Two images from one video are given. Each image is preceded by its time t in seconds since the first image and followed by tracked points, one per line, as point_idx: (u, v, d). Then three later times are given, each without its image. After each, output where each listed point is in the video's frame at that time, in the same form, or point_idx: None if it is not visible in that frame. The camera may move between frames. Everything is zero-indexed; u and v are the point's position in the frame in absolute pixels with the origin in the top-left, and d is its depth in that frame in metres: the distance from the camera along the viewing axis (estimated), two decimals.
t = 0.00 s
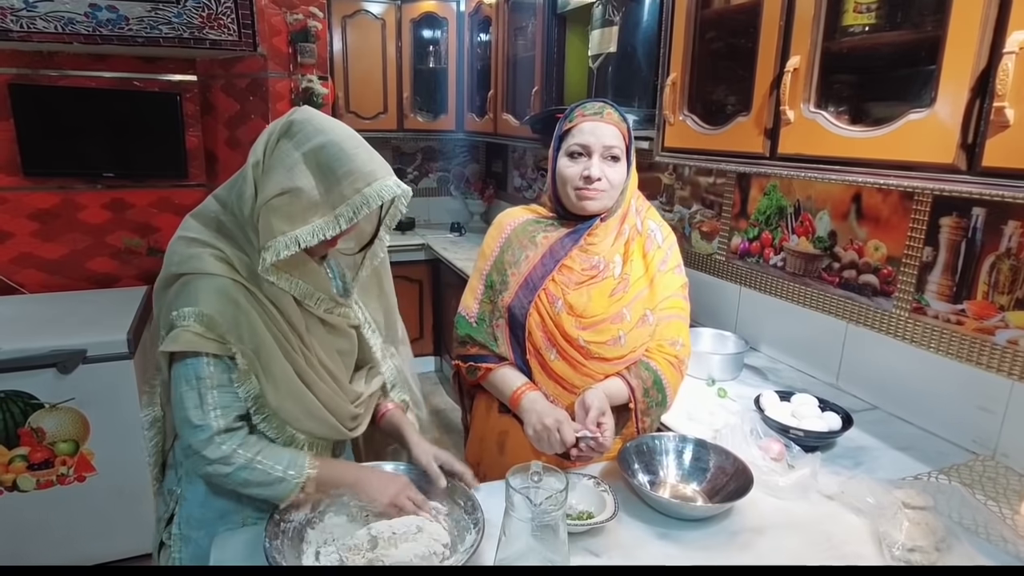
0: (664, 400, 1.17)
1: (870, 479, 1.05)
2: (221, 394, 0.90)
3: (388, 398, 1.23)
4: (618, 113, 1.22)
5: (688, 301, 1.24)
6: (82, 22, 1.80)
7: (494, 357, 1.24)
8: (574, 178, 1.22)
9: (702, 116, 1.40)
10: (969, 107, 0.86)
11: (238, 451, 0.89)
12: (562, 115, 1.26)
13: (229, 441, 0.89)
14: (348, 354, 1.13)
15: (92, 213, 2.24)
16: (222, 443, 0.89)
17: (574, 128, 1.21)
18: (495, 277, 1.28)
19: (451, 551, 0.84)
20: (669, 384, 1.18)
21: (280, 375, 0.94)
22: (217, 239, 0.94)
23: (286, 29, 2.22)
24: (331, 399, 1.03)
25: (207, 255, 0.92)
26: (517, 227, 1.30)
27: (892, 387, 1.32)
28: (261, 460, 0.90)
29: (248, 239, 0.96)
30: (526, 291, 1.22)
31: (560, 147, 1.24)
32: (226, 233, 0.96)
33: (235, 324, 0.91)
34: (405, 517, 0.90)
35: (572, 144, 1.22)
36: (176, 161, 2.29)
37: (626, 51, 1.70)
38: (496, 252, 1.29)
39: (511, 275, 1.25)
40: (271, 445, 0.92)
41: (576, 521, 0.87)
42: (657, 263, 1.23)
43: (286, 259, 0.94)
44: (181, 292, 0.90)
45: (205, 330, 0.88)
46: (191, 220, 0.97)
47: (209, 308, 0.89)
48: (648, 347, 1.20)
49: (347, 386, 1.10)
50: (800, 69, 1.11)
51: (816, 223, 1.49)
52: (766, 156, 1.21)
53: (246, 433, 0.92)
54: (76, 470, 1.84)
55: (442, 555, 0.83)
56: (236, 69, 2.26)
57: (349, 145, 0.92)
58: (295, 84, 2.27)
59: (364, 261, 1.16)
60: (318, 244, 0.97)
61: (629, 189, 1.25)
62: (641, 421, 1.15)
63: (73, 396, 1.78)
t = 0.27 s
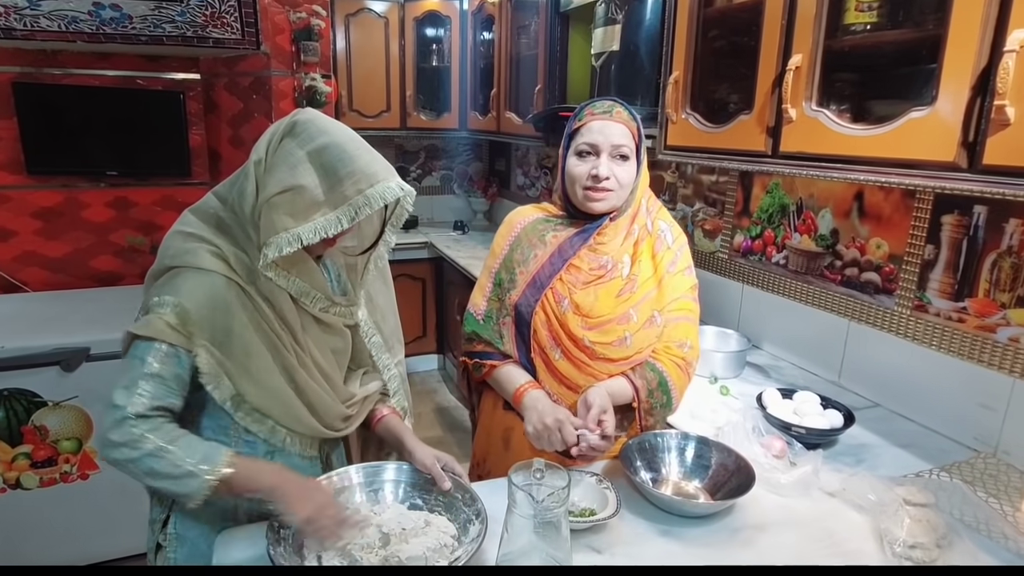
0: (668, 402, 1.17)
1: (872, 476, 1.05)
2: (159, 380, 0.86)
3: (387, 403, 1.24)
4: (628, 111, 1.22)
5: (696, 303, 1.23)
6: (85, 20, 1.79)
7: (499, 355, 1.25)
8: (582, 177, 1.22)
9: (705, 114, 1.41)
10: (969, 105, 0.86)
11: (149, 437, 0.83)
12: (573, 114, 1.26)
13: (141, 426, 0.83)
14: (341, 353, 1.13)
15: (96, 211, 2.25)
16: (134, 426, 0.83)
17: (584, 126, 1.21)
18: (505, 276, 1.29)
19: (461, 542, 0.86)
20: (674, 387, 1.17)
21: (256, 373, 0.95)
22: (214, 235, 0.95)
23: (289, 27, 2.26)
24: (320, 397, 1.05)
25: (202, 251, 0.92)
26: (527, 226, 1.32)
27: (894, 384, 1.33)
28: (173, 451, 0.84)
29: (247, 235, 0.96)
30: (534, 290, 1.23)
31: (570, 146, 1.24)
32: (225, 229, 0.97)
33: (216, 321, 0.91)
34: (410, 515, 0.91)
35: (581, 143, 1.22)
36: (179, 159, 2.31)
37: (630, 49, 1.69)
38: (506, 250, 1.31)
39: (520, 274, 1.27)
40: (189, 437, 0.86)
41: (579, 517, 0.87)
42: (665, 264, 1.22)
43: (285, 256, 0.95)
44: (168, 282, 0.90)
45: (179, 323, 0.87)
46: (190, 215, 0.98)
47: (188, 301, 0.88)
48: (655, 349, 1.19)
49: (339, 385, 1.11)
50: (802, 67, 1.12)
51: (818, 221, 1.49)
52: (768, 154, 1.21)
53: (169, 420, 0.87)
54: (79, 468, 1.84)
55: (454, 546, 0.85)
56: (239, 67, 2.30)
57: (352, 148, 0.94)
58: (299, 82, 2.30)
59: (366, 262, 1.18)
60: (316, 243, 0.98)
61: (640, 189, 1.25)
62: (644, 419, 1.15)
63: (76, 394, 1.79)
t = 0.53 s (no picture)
0: (676, 406, 1.16)
1: (874, 475, 1.05)
2: (199, 384, 0.88)
3: (388, 402, 1.24)
4: (635, 111, 1.21)
5: (705, 304, 1.20)
6: (90, 20, 1.80)
7: (499, 351, 1.28)
8: (590, 177, 1.21)
9: (708, 114, 1.41)
10: (971, 105, 0.87)
11: (207, 443, 0.86)
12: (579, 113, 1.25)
13: (196, 434, 0.86)
14: (343, 352, 1.15)
15: (100, 210, 2.26)
16: (190, 435, 0.86)
17: (591, 126, 1.20)
18: (510, 276, 1.30)
19: (463, 538, 0.87)
20: (682, 389, 1.16)
21: (276, 368, 0.97)
22: (221, 233, 0.97)
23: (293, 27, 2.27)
24: (324, 395, 1.05)
25: (210, 246, 0.94)
26: (533, 226, 1.32)
27: (897, 384, 1.33)
28: (229, 456, 0.87)
29: (252, 234, 0.98)
30: (538, 290, 1.24)
31: (577, 146, 1.23)
32: (230, 227, 0.99)
33: (236, 315, 0.92)
34: (412, 512, 0.93)
35: (589, 143, 1.20)
36: (184, 158, 2.32)
37: (632, 49, 1.71)
38: (512, 250, 1.32)
39: (525, 274, 1.27)
40: (241, 441, 0.89)
41: (582, 516, 0.88)
42: (672, 265, 1.20)
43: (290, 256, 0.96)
44: (179, 280, 0.91)
45: (202, 319, 0.89)
46: (195, 213, 0.99)
47: (206, 298, 0.89)
48: (662, 352, 1.17)
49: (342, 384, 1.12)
50: (804, 67, 1.12)
51: (821, 220, 1.49)
52: (770, 154, 1.22)
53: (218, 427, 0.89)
54: (83, 467, 1.86)
55: (456, 541, 0.86)
56: (244, 66, 2.30)
57: (357, 151, 0.95)
58: (303, 81, 2.31)
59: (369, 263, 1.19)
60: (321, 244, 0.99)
61: (646, 189, 1.23)
62: (650, 422, 1.15)
63: (80, 393, 1.81)
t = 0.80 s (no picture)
0: (675, 399, 1.18)
1: (875, 473, 1.06)
2: (244, 378, 0.92)
3: (389, 399, 1.24)
4: (625, 106, 1.22)
5: (698, 298, 1.23)
6: (91, 17, 1.81)
7: (490, 351, 1.27)
8: (580, 173, 1.21)
9: (710, 112, 1.42)
10: (972, 103, 0.87)
11: (272, 435, 0.92)
12: (567, 110, 1.26)
13: (262, 425, 0.92)
14: (342, 349, 1.16)
15: (102, 208, 2.27)
16: (256, 426, 0.91)
17: (580, 123, 1.21)
18: (503, 275, 1.30)
19: (465, 538, 0.86)
20: (681, 383, 1.18)
21: (292, 365, 0.98)
22: (221, 231, 0.98)
23: (296, 25, 2.32)
24: (326, 392, 1.06)
25: (209, 246, 0.95)
26: (526, 225, 1.31)
27: (898, 381, 1.33)
28: (295, 446, 0.93)
29: (250, 231, 0.98)
30: (533, 287, 1.24)
31: (568, 143, 1.24)
32: (228, 225, 0.99)
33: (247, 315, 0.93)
34: (416, 510, 0.91)
35: (579, 139, 1.21)
36: (186, 156, 2.33)
37: (634, 48, 1.71)
38: (505, 249, 1.32)
39: (518, 273, 1.27)
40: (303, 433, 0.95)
41: (584, 514, 0.89)
42: (665, 260, 1.21)
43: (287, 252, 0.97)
44: (182, 282, 0.92)
45: (219, 319, 0.91)
46: (192, 213, 1.00)
47: (214, 299, 0.91)
48: (659, 344, 1.19)
49: (342, 381, 1.13)
50: (806, 66, 1.13)
51: (823, 219, 1.50)
52: (772, 152, 1.22)
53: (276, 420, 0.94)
54: (85, 465, 1.88)
55: (458, 541, 0.84)
56: (246, 64, 2.34)
57: (352, 147, 0.96)
58: (304, 79, 2.37)
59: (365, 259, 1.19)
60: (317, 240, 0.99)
61: (637, 183, 1.24)
62: (653, 418, 1.16)
63: (83, 390, 1.82)
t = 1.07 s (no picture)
0: (674, 395, 1.19)
1: (878, 473, 1.06)
2: (198, 380, 0.89)
3: (391, 400, 1.24)
4: (609, 104, 1.21)
5: (691, 292, 1.25)
6: (96, 17, 1.80)
7: (488, 354, 1.24)
8: (569, 174, 1.21)
9: (713, 112, 1.42)
10: (975, 105, 0.88)
11: (207, 439, 0.87)
12: (554, 111, 1.26)
13: (195, 428, 0.87)
14: (344, 349, 1.16)
15: (107, 206, 2.28)
16: (190, 428, 0.86)
17: (566, 123, 1.21)
18: (497, 277, 1.27)
19: (469, 535, 0.87)
20: (678, 378, 1.19)
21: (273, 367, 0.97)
22: (226, 229, 0.98)
23: (300, 25, 2.31)
24: (325, 393, 1.06)
25: (214, 243, 0.95)
26: (519, 225, 1.29)
27: (901, 382, 1.33)
28: (228, 451, 0.88)
29: (256, 229, 1.00)
30: (529, 287, 1.22)
31: (555, 143, 1.23)
32: (234, 223, 1.00)
33: (236, 314, 0.93)
34: (419, 509, 0.93)
35: (565, 139, 1.21)
36: (190, 155, 2.34)
37: (637, 48, 1.71)
38: (498, 251, 1.29)
39: (513, 275, 1.25)
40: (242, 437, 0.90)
41: (587, 513, 0.89)
42: (659, 257, 1.24)
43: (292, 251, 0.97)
44: (183, 277, 0.92)
45: (203, 317, 0.90)
46: (200, 210, 1.01)
47: (209, 297, 0.91)
48: (656, 343, 1.20)
49: (344, 382, 1.12)
50: (809, 67, 1.13)
51: (826, 219, 1.50)
52: (775, 153, 1.23)
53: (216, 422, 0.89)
54: (89, 463, 1.89)
55: (463, 538, 0.86)
56: (250, 63, 2.35)
57: (359, 147, 0.96)
58: (309, 79, 2.36)
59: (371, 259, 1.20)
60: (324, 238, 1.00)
61: (628, 179, 1.23)
62: (654, 417, 1.16)
63: (86, 389, 1.83)
